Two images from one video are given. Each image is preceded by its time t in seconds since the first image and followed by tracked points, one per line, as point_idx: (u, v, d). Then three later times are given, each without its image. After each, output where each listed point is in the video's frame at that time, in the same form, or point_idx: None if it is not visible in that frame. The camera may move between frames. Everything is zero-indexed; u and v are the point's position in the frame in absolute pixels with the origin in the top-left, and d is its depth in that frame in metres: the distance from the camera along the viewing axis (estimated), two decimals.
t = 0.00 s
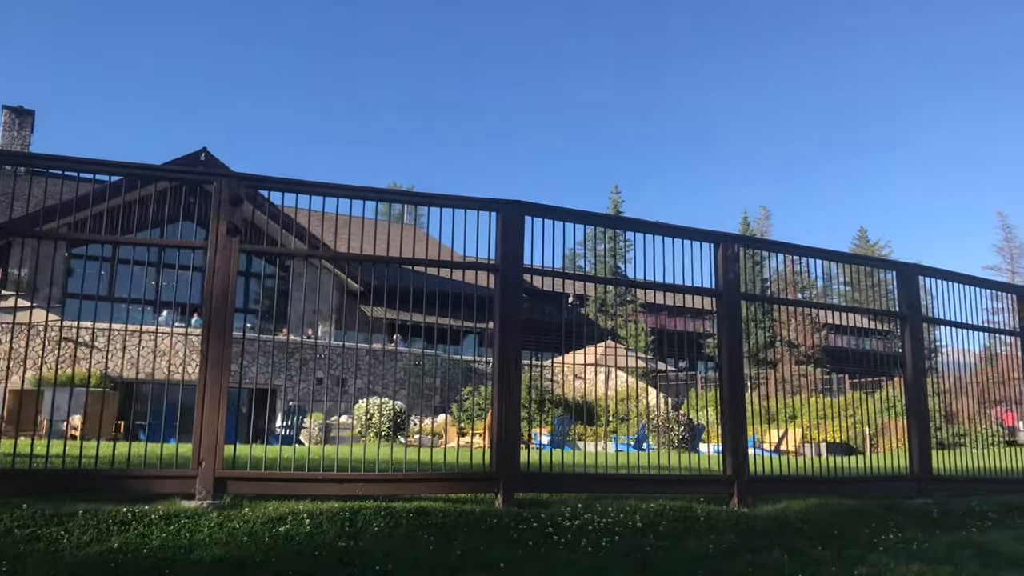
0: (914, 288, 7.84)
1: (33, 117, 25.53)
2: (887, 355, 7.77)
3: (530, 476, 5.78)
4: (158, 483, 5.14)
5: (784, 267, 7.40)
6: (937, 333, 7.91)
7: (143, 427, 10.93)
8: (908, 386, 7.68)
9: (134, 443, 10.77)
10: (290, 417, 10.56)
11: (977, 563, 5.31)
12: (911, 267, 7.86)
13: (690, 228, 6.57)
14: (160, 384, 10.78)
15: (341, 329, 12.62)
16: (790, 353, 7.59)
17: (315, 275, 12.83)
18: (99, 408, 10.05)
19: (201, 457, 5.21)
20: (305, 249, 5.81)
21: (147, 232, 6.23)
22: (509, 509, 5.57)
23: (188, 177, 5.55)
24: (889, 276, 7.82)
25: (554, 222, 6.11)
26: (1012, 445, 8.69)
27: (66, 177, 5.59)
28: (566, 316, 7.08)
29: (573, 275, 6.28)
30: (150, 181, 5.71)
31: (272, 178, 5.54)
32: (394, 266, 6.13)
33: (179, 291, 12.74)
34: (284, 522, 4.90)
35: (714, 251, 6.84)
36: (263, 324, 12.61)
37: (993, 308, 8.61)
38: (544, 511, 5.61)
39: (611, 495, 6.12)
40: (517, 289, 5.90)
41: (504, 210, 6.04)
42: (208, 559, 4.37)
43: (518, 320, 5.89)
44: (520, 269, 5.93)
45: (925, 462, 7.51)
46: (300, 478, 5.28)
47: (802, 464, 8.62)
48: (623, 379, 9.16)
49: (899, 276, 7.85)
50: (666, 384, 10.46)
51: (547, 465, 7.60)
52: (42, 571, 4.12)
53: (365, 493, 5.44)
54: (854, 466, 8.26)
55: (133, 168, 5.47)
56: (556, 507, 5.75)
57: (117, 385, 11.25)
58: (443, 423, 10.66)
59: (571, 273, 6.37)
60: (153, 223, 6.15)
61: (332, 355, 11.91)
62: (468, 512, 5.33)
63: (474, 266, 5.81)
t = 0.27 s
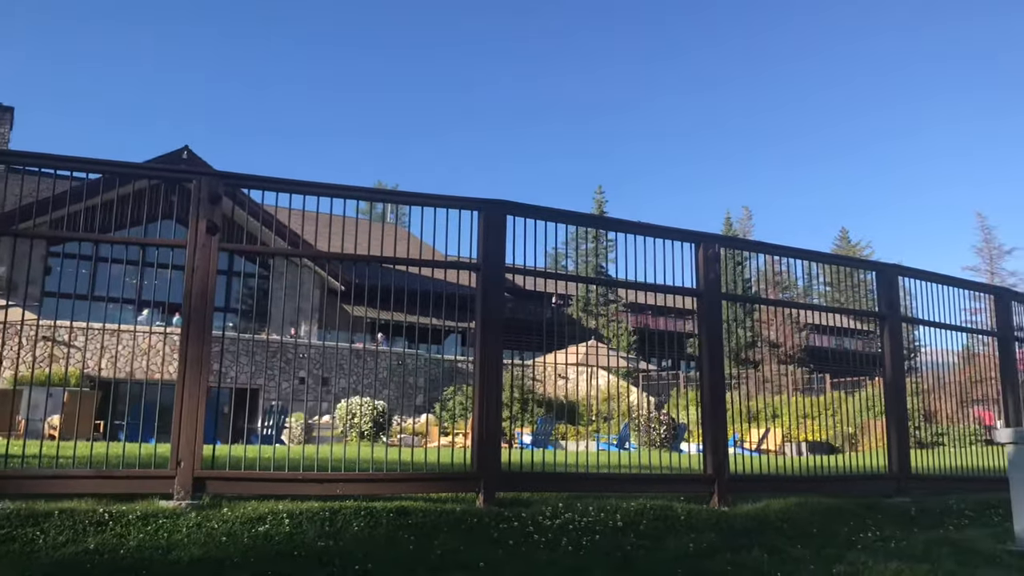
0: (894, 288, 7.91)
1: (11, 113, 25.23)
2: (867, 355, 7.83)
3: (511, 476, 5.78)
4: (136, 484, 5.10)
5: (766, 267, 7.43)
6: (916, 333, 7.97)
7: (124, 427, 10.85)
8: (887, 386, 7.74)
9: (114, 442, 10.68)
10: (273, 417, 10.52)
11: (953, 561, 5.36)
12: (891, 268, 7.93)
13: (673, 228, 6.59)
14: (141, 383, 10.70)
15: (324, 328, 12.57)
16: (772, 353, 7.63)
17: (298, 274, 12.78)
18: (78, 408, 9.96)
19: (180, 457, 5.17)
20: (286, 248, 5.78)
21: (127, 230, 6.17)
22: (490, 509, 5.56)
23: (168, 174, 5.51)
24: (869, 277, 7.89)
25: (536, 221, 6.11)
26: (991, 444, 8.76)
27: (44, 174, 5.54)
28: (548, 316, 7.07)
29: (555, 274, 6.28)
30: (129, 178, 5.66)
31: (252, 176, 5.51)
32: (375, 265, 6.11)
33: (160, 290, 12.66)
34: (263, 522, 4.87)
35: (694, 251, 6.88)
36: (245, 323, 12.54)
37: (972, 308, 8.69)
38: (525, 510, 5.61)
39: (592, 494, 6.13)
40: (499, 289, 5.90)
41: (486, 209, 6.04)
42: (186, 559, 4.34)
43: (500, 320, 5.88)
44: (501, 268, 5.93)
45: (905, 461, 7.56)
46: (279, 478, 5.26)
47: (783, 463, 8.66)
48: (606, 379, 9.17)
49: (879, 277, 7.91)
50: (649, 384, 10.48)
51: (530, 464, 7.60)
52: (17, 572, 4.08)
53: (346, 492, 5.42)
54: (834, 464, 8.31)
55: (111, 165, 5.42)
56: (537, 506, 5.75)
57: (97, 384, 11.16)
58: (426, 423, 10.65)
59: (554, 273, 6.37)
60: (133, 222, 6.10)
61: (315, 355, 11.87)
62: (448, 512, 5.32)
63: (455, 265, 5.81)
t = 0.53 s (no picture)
0: (874, 287, 7.97)
1: None
2: (847, 355, 7.88)
3: (492, 474, 5.78)
4: (113, 484, 5.05)
5: (748, 266, 7.46)
6: (896, 332, 8.04)
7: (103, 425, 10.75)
8: (867, 384, 7.79)
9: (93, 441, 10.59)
10: (254, 416, 10.46)
11: (931, 558, 5.40)
12: (871, 268, 7.98)
13: (655, 227, 6.61)
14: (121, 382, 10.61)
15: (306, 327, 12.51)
16: (753, 352, 7.66)
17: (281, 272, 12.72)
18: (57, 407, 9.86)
19: (158, 456, 5.13)
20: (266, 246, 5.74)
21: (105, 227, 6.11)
22: (471, 507, 5.55)
23: (146, 171, 5.46)
24: (850, 276, 7.94)
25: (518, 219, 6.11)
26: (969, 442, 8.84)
27: (20, 171, 5.47)
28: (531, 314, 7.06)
29: (538, 273, 6.27)
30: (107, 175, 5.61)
31: (232, 173, 5.47)
32: (357, 263, 6.09)
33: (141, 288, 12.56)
34: (242, 521, 4.84)
35: (675, 250, 6.91)
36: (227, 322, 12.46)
37: (951, 307, 8.76)
38: (507, 509, 5.60)
39: (574, 492, 6.13)
40: (481, 287, 5.89)
41: (468, 208, 6.03)
42: (164, 559, 4.31)
43: (481, 319, 5.87)
44: (483, 267, 5.92)
45: (885, 459, 7.61)
46: (259, 477, 5.22)
47: (764, 461, 8.69)
48: (590, 377, 9.16)
49: (858, 276, 7.97)
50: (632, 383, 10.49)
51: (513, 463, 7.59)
52: None
53: (326, 491, 5.39)
54: (814, 462, 8.35)
55: (89, 162, 5.37)
56: (518, 504, 5.75)
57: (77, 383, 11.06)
58: (409, 422, 10.62)
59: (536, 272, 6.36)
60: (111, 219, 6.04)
61: (297, 354, 11.81)
62: (429, 511, 5.31)
63: (437, 263, 5.79)
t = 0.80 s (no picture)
0: (855, 284, 8.01)
1: None
2: (829, 351, 7.92)
3: (474, 472, 5.77)
4: (91, 482, 5.01)
5: (731, 263, 7.48)
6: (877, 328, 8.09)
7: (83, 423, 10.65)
8: (848, 381, 7.84)
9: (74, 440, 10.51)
10: (236, 413, 10.40)
11: (910, 552, 5.44)
12: (853, 265, 8.02)
13: (639, 224, 6.62)
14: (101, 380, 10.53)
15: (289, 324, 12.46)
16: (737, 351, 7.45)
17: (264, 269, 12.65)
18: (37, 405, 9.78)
19: (137, 454, 5.09)
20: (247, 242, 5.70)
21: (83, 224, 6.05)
22: (453, 505, 5.54)
23: (125, 167, 5.41)
24: (831, 273, 7.98)
25: (502, 216, 6.10)
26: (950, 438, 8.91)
27: None
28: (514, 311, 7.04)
29: (521, 270, 6.26)
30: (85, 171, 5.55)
31: (213, 169, 5.43)
32: (339, 260, 6.06)
33: (122, 285, 12.46)
34: (222, 519, 4.80)
35: (658, 247, 6.93)
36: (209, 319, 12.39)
37: (932, 304, 8.82)
38: (489, 506, 5.59)
39: (556, 489, 6.14)
40: (463, 284, 5.88)
41: (450, 204, 6.01)
42: (142, 558, 4.27)
43: (464, 316, 5.86)
44: (466, 264, 5.91)
45: (865, 455, 7.67)
46: (239, 475, 5.19)
47: (747, 458, 8.72)
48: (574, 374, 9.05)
49: (840, 273, 8.01)
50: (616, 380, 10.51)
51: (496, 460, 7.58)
52: None
53: (307, 489, 5.37)
54: (796, 458, 8.39)
55: (66, 158, 5.31)
56: (500, 501, 5.74)
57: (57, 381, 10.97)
58: (393, 419, 10.60)
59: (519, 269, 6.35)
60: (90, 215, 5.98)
61: (281, 351, 11.75)
62: (411, 508, 5.29)
63: (419, 260, 5.77)
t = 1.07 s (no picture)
0: (833, 282, 8.08)
1: None
2: (807, 348, 7.97)
3: (454, 469, 5.76)
4: (66, 480, 4.96)
5: (711, 261, 7.51)
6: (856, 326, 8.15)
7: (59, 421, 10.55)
8: (826, 378, 7.90)
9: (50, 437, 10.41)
10: (215, 411, 10.34)
11: (886, 548, 5.50)
12: (832, 263, 8.09)
13: (619, 221, 6.63)
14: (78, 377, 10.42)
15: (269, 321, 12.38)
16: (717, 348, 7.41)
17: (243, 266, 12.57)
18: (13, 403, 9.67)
19: (113, 452, 5.04)
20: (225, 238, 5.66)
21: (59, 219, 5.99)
22: (432, 502, 5.53)
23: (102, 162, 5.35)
24: (810, 271, 8.04)
25: (482, 212, 6.09)
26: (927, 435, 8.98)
27: None
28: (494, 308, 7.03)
29: (502, 267, 6.25)
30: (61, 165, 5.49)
31: (191, 164, 5.38)
32: (318, 256, 6.02)
33: (99, 281, 12.34)
34: (199, 517, 4.77)
35: (638, 244, 6.95)
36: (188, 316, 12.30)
37: (910, 302, 8.90)
38: (468, 503, 5.59)
39: (535, 486, 6.14)
40: (443, 281, 5.86)
41: (430, 201, 5.99)
42: (117, 556, 4.23)
43: (444, 313, 5.85)
44: (446, 260, 5.90)
45: (843, 451, 7.73)
46: (217, 473, 5.15)
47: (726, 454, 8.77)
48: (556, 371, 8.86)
49: (819, 271, 8.07)
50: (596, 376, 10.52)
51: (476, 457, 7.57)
52: None
53: (285, 487, 5.34)
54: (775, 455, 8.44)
55: (41, 152, 5.24)
56: (480, 499, 5.74)
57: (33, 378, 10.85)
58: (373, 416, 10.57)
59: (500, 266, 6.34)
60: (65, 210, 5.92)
61: (260, 348, 11.68)
62: (390, 506, 5.27)
63: (399, 256, 5.75)
